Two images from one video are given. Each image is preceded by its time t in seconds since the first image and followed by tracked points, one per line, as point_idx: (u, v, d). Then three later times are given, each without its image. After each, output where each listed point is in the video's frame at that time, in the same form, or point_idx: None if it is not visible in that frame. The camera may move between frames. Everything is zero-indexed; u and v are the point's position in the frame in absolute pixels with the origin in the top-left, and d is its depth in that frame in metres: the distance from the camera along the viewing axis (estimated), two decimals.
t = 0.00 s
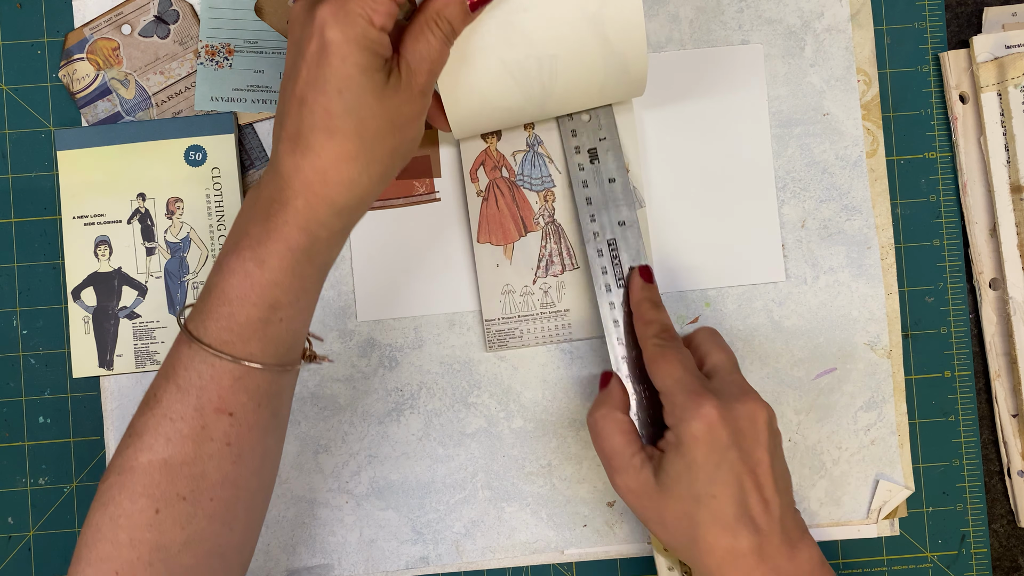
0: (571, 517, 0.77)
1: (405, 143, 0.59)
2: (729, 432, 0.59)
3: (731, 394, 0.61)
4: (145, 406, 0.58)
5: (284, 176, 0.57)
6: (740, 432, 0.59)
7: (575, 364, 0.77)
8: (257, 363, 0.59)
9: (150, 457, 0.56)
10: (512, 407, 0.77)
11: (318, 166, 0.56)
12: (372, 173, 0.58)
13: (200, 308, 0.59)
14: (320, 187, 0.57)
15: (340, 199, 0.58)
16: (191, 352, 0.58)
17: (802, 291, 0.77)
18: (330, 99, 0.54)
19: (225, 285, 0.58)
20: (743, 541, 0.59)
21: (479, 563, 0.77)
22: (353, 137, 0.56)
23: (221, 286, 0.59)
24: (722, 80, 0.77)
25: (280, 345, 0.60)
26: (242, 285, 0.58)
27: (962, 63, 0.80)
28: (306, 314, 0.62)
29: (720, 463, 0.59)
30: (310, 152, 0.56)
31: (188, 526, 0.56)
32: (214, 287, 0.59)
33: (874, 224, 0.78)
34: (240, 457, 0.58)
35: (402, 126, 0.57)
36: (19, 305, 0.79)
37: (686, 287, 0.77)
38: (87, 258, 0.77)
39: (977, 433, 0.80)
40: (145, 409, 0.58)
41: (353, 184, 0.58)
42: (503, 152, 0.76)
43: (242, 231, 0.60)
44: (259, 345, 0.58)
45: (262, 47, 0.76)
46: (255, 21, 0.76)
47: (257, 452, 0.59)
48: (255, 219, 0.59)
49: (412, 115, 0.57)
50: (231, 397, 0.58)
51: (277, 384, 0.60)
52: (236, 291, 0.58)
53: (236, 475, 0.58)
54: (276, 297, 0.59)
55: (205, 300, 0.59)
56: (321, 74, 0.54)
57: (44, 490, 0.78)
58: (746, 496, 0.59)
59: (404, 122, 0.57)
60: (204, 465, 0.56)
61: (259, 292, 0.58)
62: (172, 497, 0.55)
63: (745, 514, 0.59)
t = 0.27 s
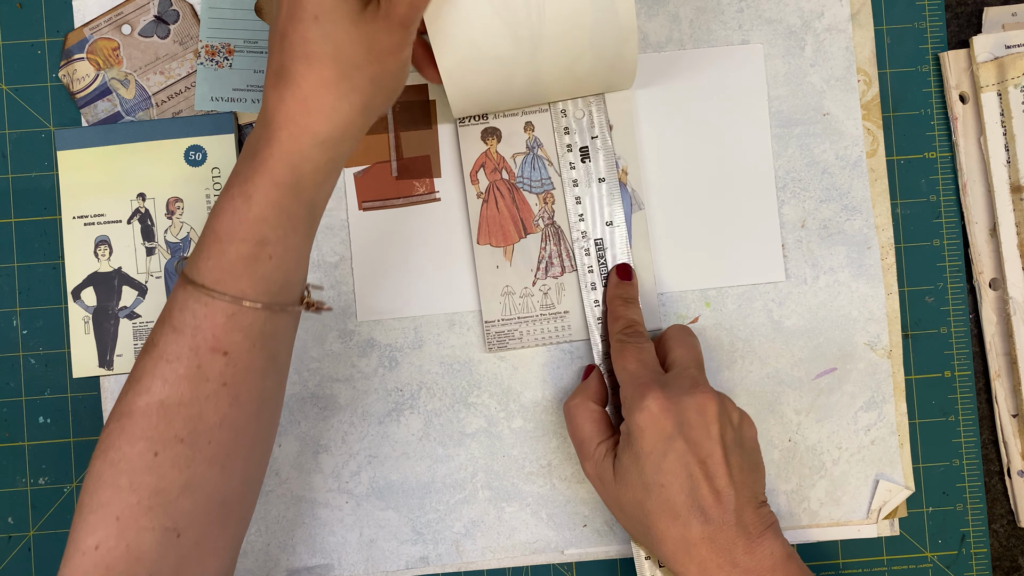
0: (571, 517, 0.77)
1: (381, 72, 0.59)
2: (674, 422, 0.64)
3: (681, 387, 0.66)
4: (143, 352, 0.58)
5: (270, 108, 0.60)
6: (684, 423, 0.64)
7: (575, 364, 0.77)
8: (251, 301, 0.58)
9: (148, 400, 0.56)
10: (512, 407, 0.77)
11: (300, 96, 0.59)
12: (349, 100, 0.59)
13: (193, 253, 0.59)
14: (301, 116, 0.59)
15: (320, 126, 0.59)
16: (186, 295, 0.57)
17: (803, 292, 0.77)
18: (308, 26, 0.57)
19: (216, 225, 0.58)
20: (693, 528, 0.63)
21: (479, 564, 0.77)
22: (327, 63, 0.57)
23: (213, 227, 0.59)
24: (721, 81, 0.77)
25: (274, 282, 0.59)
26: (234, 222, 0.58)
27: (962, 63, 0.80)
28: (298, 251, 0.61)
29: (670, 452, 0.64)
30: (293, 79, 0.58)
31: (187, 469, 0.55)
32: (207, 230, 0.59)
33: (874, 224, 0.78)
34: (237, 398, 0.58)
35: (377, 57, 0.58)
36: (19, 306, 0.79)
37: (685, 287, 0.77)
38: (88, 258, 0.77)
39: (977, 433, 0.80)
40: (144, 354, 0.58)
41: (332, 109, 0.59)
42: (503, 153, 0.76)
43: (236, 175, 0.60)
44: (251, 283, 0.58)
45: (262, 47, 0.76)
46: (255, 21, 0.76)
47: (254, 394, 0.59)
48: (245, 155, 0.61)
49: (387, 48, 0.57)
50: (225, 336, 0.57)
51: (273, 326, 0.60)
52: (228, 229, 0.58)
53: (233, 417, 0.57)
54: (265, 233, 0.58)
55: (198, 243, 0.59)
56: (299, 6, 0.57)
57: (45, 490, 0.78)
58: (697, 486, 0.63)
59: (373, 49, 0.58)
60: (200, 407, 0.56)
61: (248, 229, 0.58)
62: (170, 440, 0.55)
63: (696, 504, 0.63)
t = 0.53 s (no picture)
0: (571, 517, 0.77)
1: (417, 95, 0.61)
2: (675, 418, 0.64)
3: (682, 383, 0.66)
4: (171, 333, 0.61)
5: (300, 116, 0.61)
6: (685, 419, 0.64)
7: (575, 364, 0.77)
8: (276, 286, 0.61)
9: (177, 377, 0.59)
10: (512, 407, 0.77)
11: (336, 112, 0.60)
12: (383, 118, 0.61)
13: (221, 238, 0.62)
14: (334, 127, 0.61)
15: (351, 139, 0.61)
16: (215, 279, 0.60)
17: (803, 291, 0.77)
18: (347, 51, 0.57)
19: (245, 212, 0.61)
20: (696, 524, 0.63)
21: (479, 564, 0.77)
22: (365, 87, 0.59)
23: (241, 214, 0.61)
24: (721, 81, 0.77)
25: (297, 269, 0.63)
26: (263, 211, 0.61)
27: (962, 63, 0.80)
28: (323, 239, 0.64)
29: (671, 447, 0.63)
30: (327, 95, 0.59)
31: (212, 444, 0.59)
32: (234, 217, 0.61)
33: (874, 224, 0.78)
34: (261, 377, 0.62)
35: (412, 84, 0.60)
36: (19, 306, 0.79)
37: (685, 287, 0.77)
38: (87, 258, 0.77)
39: (977, 433, 0.80)
40: (172, 335, 0.61)
41: (366, 126, 0.61)
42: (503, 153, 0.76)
43: (262, 163, 0.62)
44: (279, 270, 0.61)
45: (262, 47, 0.76)
46: (255, 21, 0.76)
47: (275, 374, 0.63)
48: (270, 154, 0.62)
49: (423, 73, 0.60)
50: (252, 318, 0.61)
51: (295, 309, 0.63)
52: (257, 219, 0.61)
53: (256, 396, 0.61)
54: (294, 224, 0.61)
55: (227, 230, 0.61)
56: (339, 29, 0.57)
57: (44, 490, 0.78)
58: (700, 482, 0.63)
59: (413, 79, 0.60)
60: (227, 383, 0.60)
61: (278, 220, 0.61)
62: (198, 416, 0.59)
63: (698, 499, 0.63)
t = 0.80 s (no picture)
0: (571, 517, 0.77)
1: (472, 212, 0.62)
2: (672, 418, 0.63)
3: (678, 384, 0.66)
4: (201, 407, 0.62)
5: (362, 221, 0.61)
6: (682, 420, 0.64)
7: (575, 364, 0.77)
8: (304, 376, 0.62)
9: (201, 453, 0.60)
10: (511, 407, 0.77)
11: (397, 217, 0.60)
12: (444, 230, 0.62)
13: (264, 321, 0.62)
14: (393, 240, 0.61)
15: (406, 255, 0.62)
16: (253, 363, 0.61)
17: (803, 291, 0.77)
18: (421, 166, 0.59)
19: (294, 306, 0.61)
20: (693, 525, 0.63)
21: (479, 564, 0.77)
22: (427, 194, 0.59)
23: (290, 306, 0.61)
24: (723, 82, 0.77)
25: (336, 367, 0.63)
26: (312, 309, 0.61)
27: (962, 63, 0.80)
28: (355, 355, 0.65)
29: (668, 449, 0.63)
30: (391, 208, 0.60)
31: (227, 521, 0.60)
32: (283, 306, 0.62)
33: (874, 224, 0.78)
34: (281, 462, 0.62)
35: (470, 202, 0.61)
36: (19, 305, 0.79)
37: (685, 288, 0.77)
38: (88, 259, 0.77)
39: (977, 433, 0.80)
40: (201, 410, 0.62)
41: (418, 244, 0.62)
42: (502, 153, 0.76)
43: (313, 255, 0.63)
44: (317, 366, 0.62)
45: (262, 47, 0.76)
46: (255, 21, 0.76)
47: (298, 457, 0.64)
48: (328, 251, 0.62)
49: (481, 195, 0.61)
50: (283, 407, 0.61)
51: (324, 402, 0.64)
52: (304, 316, 0.61)
53: (274, 479, 0.62)
54: (340, 327, 0.62)
55: (272, 318, 0.62)
56: (408, 142, 0.59)
57: (44, 490, 0.78)
58: (697, 483, 0.63)
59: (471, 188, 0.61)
60: (248, 467, 0.61)
61: (326, 322, 0.61)
62: (216, 492, 0.60)
63: (696, 501, 0.63)
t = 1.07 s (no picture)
0: (571, 517, 0.77)
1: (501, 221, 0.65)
2: (699, 435, 0.66)
3: (705, 401, 0.69)
4: (232, 421, 0.62)
5: (394, 239, 0.62)
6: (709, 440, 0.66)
7: (574, 364, 0.77)
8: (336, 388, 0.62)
9: (237, 468, 0.60)
10: (511, 407, 0.77)
11: (432, 232, 0.62)
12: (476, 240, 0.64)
13: (296, 335, 0.63)
14: (427, 254, 0.62)
15: (441, 267, 0.64)
16: (287, 378, 0.62)
17: (802, 291, 0.78)
18: (454, 183, 0.61)
19: (328, 320, 0.62)
20: (721, 541, 0.63)
21: (479, 564, 0.77)
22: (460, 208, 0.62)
23: (324, 320, 0.62)
24: (723, 82, 0.77)
25: (369, 378, 0.64)
26: (347, 324, 0.62)
27: (963, 63, 0.80)
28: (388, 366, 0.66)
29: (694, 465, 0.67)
30: (424, 224, 0.62)
31: (262, 532, 0.60)
32: (314, 320, 0.62)
33: (874, 224, 0.78)
34: (315, 474, 0.63)
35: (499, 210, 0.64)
36: (19, 305, 0.79)
37: (685, 287, 0.77)
38: (87, 259, 0.77)
39: (977, 433, 0.80)
40: (233, 424, 0.62)
41: (452, 257, 0.64)
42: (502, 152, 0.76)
43: (342, 270, 0.63)
44: (353, 379, 0.63)
45: (262, 47, 0.77)
46: (255, 21, 0.76)
47: (330, 469, 0.65)
48: (358, 268, 0.63)
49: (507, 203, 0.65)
50: (319, 421, 0.62)
51: (356, 412, 0.65)
52: (342, 331, 0.62)
53: (308, 491, 0.63)
54: (375, 339, 0.63)
55: (306, 331, 0.62)
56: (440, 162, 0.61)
57: (44, 490, 0.78)
58: (723, 497, 0.65)
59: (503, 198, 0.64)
60: (284, 479, 0.61)
61: (363, 335, 0.62)
62: (252, 506, 0.60)
63: (723, 515, 0.64)
